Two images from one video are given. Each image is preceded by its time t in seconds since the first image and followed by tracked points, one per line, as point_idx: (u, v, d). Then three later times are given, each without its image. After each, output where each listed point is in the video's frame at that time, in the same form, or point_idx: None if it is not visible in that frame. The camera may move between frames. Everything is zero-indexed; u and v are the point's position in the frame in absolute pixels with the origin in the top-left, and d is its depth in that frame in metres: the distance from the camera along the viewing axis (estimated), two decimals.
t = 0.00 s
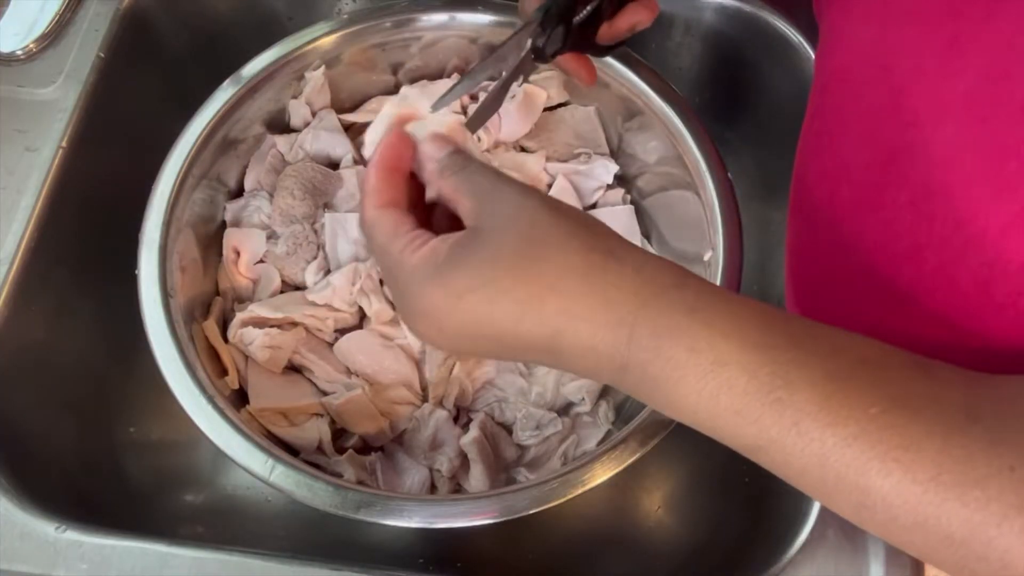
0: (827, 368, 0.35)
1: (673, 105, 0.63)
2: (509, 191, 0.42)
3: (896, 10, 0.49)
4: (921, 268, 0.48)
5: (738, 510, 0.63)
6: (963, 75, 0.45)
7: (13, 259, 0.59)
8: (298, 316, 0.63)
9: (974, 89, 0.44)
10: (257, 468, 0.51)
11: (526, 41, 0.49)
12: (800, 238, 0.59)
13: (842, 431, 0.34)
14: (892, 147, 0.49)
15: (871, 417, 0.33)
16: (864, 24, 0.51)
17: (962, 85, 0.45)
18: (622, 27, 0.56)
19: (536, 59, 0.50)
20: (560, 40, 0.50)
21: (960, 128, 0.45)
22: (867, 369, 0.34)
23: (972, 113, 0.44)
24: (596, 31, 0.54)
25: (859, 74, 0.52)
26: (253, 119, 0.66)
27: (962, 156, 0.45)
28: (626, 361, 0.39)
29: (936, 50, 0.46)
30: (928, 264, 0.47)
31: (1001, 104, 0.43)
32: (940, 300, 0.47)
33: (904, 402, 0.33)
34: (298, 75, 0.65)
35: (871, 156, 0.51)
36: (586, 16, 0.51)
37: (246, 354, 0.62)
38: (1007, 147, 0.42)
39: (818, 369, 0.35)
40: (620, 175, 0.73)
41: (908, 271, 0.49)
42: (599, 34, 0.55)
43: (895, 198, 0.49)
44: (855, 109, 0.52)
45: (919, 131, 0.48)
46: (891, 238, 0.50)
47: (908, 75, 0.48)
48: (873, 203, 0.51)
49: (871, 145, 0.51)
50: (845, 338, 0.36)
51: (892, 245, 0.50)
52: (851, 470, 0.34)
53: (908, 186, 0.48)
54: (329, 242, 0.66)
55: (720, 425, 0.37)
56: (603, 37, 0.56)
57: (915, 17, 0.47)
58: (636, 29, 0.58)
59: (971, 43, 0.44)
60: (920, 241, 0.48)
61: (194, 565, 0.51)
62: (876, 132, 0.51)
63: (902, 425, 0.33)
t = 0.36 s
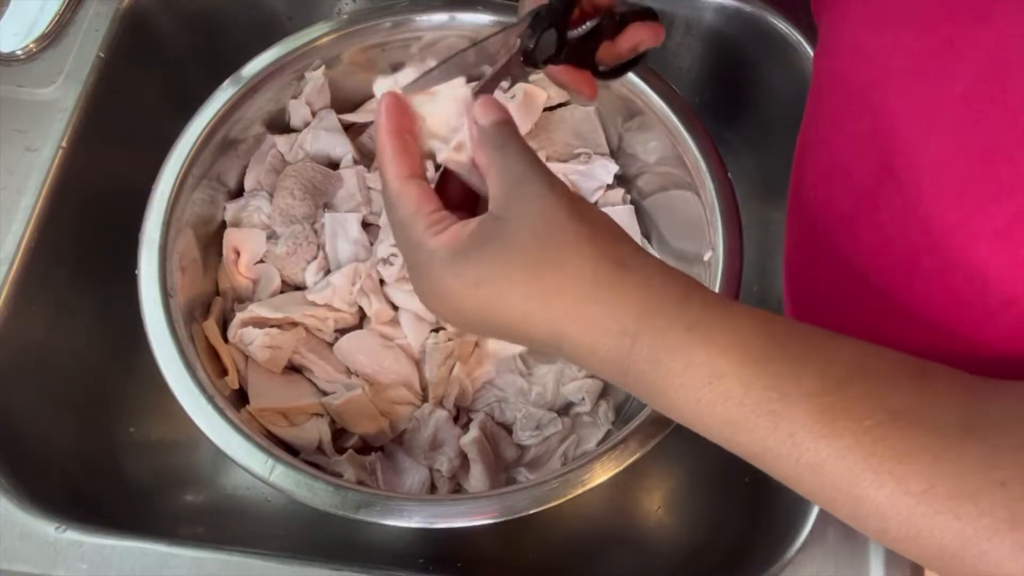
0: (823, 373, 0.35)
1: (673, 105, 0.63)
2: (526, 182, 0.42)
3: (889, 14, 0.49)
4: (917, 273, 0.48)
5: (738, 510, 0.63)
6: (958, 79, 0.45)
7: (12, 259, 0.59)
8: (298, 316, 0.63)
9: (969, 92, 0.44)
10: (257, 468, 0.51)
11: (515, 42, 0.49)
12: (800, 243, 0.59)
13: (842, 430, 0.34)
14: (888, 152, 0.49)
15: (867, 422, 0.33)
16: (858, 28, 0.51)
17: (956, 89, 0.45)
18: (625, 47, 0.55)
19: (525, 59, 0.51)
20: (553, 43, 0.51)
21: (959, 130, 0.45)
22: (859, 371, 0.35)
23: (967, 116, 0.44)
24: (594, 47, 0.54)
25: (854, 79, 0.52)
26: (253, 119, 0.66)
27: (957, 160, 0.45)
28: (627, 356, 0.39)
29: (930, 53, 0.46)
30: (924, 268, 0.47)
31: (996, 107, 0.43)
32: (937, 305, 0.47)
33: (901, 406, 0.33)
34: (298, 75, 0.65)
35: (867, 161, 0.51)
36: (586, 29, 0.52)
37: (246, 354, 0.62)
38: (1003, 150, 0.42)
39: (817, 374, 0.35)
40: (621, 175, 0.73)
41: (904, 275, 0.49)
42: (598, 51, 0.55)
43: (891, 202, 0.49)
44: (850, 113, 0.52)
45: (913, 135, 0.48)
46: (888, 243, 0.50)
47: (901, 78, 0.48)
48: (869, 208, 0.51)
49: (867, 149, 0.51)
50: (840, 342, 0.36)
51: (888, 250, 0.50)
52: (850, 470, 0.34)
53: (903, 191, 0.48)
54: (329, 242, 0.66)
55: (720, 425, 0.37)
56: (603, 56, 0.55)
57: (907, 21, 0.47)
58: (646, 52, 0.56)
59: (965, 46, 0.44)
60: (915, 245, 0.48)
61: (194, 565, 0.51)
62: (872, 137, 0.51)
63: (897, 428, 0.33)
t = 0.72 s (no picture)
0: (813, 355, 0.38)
1: (673, 105, 0.63)
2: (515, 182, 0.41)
3: (887, 11, 0.49)
4: (920, 269, 0.48)
5: (738, 509, 0.63)
6: (958, 76, 0.45)
7: (13, 260, 0.59)
8: (298, 316, 0.63)
9: (969, 90, 0.44)
10: (257, 468, 0.51)
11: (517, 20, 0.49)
12: (799, 240, 0.59)
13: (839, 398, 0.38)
14: (887, 149, 0.50)
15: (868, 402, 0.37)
16: (856, 26, 0.51)
17: (956, 87, 0.45)
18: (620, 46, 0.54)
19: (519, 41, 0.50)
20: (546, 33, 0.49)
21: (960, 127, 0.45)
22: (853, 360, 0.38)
23: (967, 113, 0.44)
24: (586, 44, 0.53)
25: (852, 76, 0.52)
26: (253, 119, 0.66)
27: (957, 157, 0.45)
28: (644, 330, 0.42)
29: (929, 51, 0.46)
30: (926, 265, 0.48)
31: (994, 105, 0.43)
32: (941, 300, 0.47)
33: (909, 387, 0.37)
34: (298, 75, 0.66)
35: (866, 158, 0.51)
36: (583, 22, 0.51)
37: (246, 354, 0.62)
38: (1001, 148, 0.43)
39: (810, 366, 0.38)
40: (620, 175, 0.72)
41: (907, 271, 0.49)
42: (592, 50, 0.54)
43: (890, 199, 0.50)
44: (848, 111, 0.52)
45: (913, 133, 0.48)
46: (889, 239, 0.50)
47: (902, 76, 0.48)
48: (869, 205, 0.51)
49: (865, 147, 0.51)
50: (836, 344, 0.38)
51: (890, 246, 0.50)
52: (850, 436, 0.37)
53: (903, 188, 0.49)
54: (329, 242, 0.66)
55: (742, 391, 0.40)
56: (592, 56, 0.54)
57: (906, 19, 0.48)
58: (634, 60, 0.56)
59: (963, 44, 0.44)
60: (917, 241, 0.48)
61: (194, 565, 0.51)
62: (871, 134, 0.51)
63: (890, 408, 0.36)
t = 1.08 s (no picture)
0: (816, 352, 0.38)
1: (673, 105, 0.63)
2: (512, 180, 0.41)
3: (887, 11, 0.49)
4: (920, 269, 0.48)
5: (738, 509, 0.63)
6: (959, 75, 0.45)
7: (13, 260, 0.59)
8: (297, 316, 0.63)
9: (970, 88, 0.44)
10: (257, 468, 0.51)
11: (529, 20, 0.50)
12: (798, 241, 0.59)
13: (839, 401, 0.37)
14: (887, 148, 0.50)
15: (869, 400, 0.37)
16: (854, 26, 0.51)
17: (957, 85, 0.45)
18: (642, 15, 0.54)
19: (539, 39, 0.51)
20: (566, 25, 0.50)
21: (960, 126, 0.45)
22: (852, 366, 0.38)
23: (968, 111, 0.45)
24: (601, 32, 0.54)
25: (850, 76, 0.52)
26: (253, 119, 0.66)
27: (958, 156, 0.45)
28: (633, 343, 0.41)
29: (930, 50, 0.46)
30: (927, 264, 0.48)
31: (996, 102, 0.43)
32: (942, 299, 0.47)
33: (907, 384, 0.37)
34: (298, 75, 0.65)
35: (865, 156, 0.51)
36: (597, 4, 0.50)
37: (246, 354, 0.62)
38: (1004, 145, 0.43)
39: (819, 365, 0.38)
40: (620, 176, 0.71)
41: (907, 270, 0.49)
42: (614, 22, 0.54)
43: (890, 199, 0.50)
44: (847, 111, 0.52)
45: (912, 132, 0.48)
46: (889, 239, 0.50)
47: (901, 75, 0.48)
48: (868, 205, 0.52)
49: (863, 146, 0.51)
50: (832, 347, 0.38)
51: (889, 246, 0.50)
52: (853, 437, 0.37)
53: (903, 187, 0.49)
54: (329, 242, 0.66)
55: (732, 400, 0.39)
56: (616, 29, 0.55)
57: (908, 16, 0.48)
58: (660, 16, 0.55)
59: (965, 42, 0.45)
60: (916, 241, 0.48)
61: (195, 566, 0.51)
62: (869, 134, 0.51)
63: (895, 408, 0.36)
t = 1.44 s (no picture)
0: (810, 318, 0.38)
1: (673, 105, 0.63)
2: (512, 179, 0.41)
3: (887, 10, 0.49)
4: (917, 265, 0.48)
5: (737, 508, 0.63)
6: (955, 73, 0.45)
7: (12, 259, 0.59)
8: (297, 316, 0.62)
9: (966, 87, 0.45)
10: (257, 468, 0.51)
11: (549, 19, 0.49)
12: (800, 240, 0.59)
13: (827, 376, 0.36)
14: (887, 147, 0.50)
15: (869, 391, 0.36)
16: (851, 28, 0.52)
17: (954, 84, 0.45)
18: (648, 49, 0.54)
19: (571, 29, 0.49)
20: None
21: (958, 124, 0.45)
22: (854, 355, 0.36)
23: (966, 109, 0.45)
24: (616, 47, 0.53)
25: (850, 75, 0.52)
26: (253, 119, 0.66)
27: (954, 153, 0.45)
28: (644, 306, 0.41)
29: (927, 51, 0.47)
30: (924, 263, 0.48)
31: (993, 99, 0.43)
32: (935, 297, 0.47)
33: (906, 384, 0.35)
34: (298, 75, 0.65)
35: (865, 156, 0.51)
36: None
37: (246, 354, 0.62)
38: (1001, 142, 0.43)
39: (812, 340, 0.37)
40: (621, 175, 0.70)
41: (904, 269, 0.49)
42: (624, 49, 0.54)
43: (888, 197, 0.49)
44: (846, 110, 0.52)
45: (911, 129, 0.48)
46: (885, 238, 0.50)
47: (901, 75, 0.48)
48: (866, 204, 0.51)
49: (862, 145, 0.51)
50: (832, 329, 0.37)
51: (887, 244, 0.50)
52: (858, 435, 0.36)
53: (902, 186, 0.49)
54: (329, 242, 0.66)
55: (730, 380, 0.39)
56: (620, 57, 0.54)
57: (905, 17, 0.48)
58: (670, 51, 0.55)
59: (961, 41, 0.45)
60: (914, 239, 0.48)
61: (194, 566, 0.51)
62: (869, 132, 0.51)
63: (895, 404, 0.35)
